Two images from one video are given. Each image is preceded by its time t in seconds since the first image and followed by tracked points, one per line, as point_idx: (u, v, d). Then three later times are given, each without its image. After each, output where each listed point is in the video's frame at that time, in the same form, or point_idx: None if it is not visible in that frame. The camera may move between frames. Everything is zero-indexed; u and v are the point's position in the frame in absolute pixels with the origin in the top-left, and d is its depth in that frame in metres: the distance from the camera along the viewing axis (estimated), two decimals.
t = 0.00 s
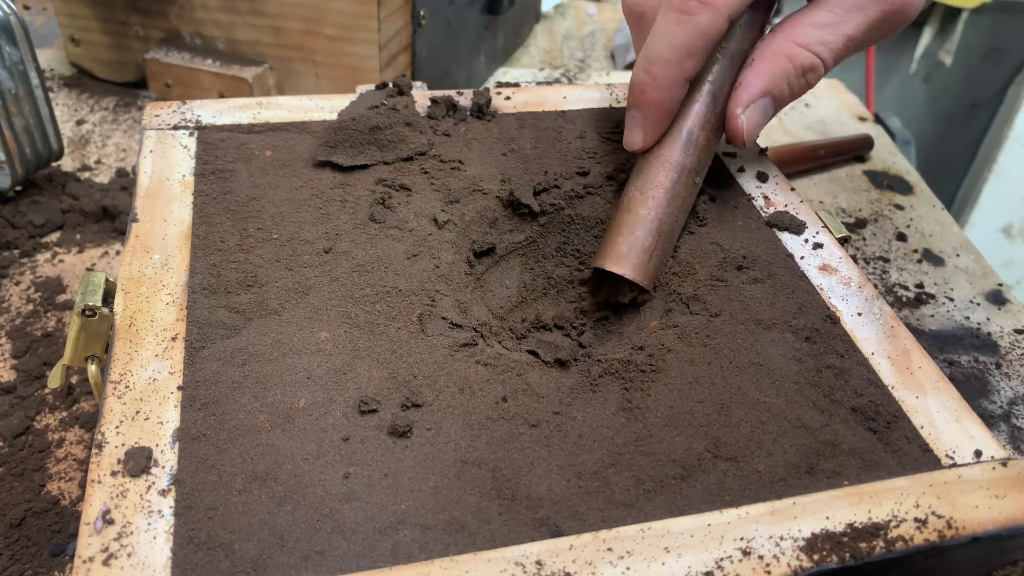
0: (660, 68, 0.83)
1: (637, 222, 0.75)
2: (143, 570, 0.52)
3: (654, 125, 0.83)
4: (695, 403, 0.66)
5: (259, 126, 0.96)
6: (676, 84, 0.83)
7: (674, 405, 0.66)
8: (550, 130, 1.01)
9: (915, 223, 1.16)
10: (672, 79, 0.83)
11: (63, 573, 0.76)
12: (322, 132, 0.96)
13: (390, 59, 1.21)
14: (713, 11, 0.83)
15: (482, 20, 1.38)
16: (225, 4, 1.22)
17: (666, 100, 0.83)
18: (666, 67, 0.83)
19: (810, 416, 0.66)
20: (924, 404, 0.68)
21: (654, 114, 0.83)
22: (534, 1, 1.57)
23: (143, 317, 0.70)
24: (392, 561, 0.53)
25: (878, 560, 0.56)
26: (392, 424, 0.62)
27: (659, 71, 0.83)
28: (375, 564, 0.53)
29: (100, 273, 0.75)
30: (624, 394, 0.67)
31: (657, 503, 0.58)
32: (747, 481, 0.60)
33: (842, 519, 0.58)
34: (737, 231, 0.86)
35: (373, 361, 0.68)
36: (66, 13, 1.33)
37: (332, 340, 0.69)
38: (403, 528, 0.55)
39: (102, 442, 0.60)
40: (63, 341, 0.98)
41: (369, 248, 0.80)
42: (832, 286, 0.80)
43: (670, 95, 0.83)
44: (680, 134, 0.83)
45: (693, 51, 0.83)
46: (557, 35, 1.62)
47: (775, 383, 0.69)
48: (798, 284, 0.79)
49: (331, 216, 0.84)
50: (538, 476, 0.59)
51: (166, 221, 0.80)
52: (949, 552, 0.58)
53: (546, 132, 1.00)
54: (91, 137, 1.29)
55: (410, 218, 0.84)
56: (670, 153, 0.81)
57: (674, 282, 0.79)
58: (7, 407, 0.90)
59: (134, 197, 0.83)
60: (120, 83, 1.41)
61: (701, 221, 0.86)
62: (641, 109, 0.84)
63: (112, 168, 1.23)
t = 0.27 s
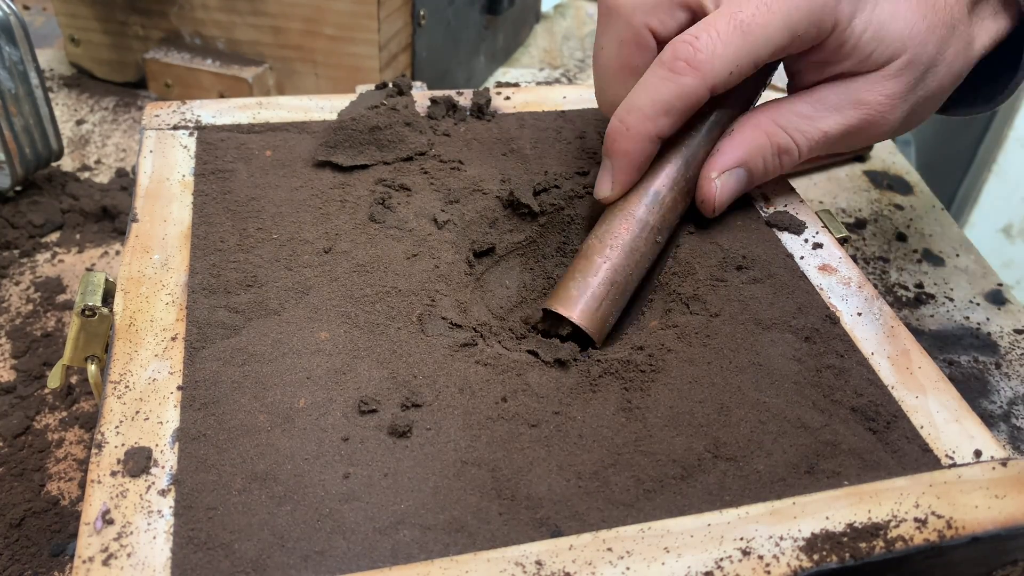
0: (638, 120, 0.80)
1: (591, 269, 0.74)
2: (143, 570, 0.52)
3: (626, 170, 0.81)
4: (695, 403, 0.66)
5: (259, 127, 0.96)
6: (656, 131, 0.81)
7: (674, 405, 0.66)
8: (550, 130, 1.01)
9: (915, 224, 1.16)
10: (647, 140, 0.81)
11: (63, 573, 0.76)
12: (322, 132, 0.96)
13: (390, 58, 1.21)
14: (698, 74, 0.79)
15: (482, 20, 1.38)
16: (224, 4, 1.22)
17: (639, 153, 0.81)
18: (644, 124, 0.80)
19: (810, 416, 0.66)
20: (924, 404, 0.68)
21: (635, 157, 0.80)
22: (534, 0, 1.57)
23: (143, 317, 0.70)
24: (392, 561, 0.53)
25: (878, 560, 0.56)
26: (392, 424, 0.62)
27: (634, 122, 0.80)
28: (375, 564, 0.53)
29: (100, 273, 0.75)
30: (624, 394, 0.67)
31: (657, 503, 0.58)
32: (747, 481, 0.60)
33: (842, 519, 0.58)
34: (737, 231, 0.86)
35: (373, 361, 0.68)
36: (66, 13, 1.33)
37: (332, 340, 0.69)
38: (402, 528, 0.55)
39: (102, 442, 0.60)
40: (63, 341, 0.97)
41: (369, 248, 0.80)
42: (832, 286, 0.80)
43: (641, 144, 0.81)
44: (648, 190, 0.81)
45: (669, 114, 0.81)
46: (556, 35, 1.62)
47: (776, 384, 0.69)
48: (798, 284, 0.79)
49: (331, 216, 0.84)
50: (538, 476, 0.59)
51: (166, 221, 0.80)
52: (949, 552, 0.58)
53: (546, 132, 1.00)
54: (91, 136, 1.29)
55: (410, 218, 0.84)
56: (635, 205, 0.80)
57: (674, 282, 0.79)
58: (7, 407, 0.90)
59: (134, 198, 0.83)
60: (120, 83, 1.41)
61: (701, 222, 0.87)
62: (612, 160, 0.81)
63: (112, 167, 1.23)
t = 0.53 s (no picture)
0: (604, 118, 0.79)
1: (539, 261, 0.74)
2: (143, 570, 0.52)
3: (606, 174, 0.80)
4: (695, 403, 0.66)
5: (260, 127, 0.96)
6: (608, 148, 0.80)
7: (674, 405, 0.66)
8: (549, 130, 1.01)
9: (915, 223, 1.16)
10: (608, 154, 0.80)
11: (62, 573, 0.76)
12: (322, 132, 0.96)
13: (390, 58, 1.21)
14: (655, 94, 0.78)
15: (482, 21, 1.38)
16: (225, 4, 1.22)
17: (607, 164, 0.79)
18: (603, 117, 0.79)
19: (810, 416, 0.66)
20: (924, 404, 0.68)
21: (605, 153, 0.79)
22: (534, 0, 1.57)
23: (143, 317, 0.70)
24: (392, 561, 0.53)
25: (878, 560, 0.56)
26: (393, 424, 0.62)
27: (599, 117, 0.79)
28: (375, 564, 0.53)
29: (100, 273, 0.75)
30: (624, 394, 0.67)
31: (657, 503, 0.58)
32: (747, 481, 0.60)
33: (842, 519, 0.58)
34: (737, 231, 0.86)
35: (373, 362, 0.68)
36: (66, 13, 1.33)
37: (332, 340, 0.69)
38: (403, 528, 0.55)
39: (102, 442, 0.60)
40: (63, 341, 0.97)
41: (369, 248, 0.80)
42: (832, 286, 0.80)
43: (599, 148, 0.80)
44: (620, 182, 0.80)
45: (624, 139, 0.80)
46: (556, 34, 1.56)
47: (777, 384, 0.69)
48: (798, 284, 0.79)
49: (331, 216, 0.84)
50: (538, 476, 0.59)
51: (166, 221, 0.80)
52: (949, 552, 0.58)
53: (546, 132, 1.00)
54: (90, 137, 1.29)
55: (410, 218, 0.84)
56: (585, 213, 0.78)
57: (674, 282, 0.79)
58: (7, 407, 0.90)
59: (134, 197, 0.83)
60: (120, 83, 1.41)
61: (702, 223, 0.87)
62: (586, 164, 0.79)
63: (112, 168, 1.23)
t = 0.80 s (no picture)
0: (544, 123, 0.72)
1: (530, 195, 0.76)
2: (143, 570, 0.52)
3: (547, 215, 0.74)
4: (695, 402, 0.66)
5: (260, 126, 0.96)
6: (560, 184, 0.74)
7: (674, 405, 0.66)
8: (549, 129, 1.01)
9: (915, 223, 1.16)
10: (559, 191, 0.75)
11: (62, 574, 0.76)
12: (322, 132, 0.96)
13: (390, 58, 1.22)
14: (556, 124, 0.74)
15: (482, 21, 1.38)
16: (225, 4, 1.22)
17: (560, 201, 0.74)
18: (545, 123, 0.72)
19: (810, 416, 0.66)
20: (924, 404, 0.68)
21: (548, 173, 0.73)
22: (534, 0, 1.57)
23: (143, 317, 0.70)
24: (392, 561, 0.53)
25: (878, 560, 0.56)
26: (393, 424, 0.62)
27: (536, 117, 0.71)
28: (375, 563, 0.53)
29: (100, 273, 0.75)
30: (624, 394, 0.67)
31: (657, 503, 0.58)
32: (747, 481, 0.60)
33: (842, 519, 0.58)
34: (737, 231, 0.86)
35: (373, 361, 0.68)
36: (66, 13, 1.33)
37: (332, 340, 0.69)
38: (402, 528, 0.55)
39: (102, 442, 0.60)
40: (63, 341, 0.97)
41: (369, 248, 0.80)
42: (832, 286, 0.80)
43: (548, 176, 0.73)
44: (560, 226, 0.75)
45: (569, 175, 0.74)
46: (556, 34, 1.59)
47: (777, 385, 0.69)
48: (798, 284, 0.79)
49: (331, 216, 0.84)
50: (538, 476, 0.59)
51: (166, 222, 0.80)
52: (949, 552, 0.58)
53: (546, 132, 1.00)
54: (90, 137, 1.29)
55: (410, 219, 0.84)
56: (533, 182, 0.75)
57: (674, 283, 0.80)
58: (7, 407, 0.90)
59: (134, 197, 0.83)
60: (120, 83, 1.41)
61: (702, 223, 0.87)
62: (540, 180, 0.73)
63: (112, 167, 1.23)
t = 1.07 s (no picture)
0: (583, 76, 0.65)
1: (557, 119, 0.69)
2: (142, 570, 0.52)
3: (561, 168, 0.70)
4: (695, 402, 0.66)
5: (260, 126, 0.96)
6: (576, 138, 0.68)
7: (674, 405, 0.66)
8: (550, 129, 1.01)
9: (915, 223, 1.16)
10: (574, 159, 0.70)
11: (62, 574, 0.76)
12: (322, 133, 0.96)
13: (390, 58, 1.21)
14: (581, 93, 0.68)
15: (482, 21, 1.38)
16: (224, 4, 1.22)
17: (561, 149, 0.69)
18: (588, 72, 0.65)
19: (810, 416, 0.66)
20: (924, 404, 0.68)
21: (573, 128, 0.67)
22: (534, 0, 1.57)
23: (143, 317, 0.70)
24: (392, 561, 0.53)
25: (878, 560, 0.56)
26: (393, 424, 0.62)
27: (572, 62, 0.64)
28: (375, 563, 0.53)
29: (101, 272, 0.75)
30: (624, 394, 0.67)
31: (657, 503, 0.58)
32: (747, 481, 0.60)
33: (842, 519, 0.58)
34: (737, 231, 0.86)
35: (374, 361, 0.68)
36: (66, 13, 1.33)
37: (332, 340, 0.69)
38: (402, 528, 0.55)
39: (102, 442, 0.60)
40: (63, 341, 0.97)
41: (370, 248, 0.80)
42: (832, 286, 0.80)
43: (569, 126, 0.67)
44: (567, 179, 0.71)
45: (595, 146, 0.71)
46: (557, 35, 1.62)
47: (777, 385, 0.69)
48: (798, 284, 0.79)
49: (331, 216, 0.84)
50: (538, 476, 0.59)
51: (166, 222, 0.80)
52: (949, 552, 0.58)
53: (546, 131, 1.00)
54: (90, 137, 1.29)
55: (410, 219, 0.84)
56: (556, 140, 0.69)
57: (674, 283, 0.79)
58: (7, 406, 0.90)
59: (134, 197, 0.83)
60: (120, 83, 1.41)
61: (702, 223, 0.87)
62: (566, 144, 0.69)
63: (112, 168, 1.23)
